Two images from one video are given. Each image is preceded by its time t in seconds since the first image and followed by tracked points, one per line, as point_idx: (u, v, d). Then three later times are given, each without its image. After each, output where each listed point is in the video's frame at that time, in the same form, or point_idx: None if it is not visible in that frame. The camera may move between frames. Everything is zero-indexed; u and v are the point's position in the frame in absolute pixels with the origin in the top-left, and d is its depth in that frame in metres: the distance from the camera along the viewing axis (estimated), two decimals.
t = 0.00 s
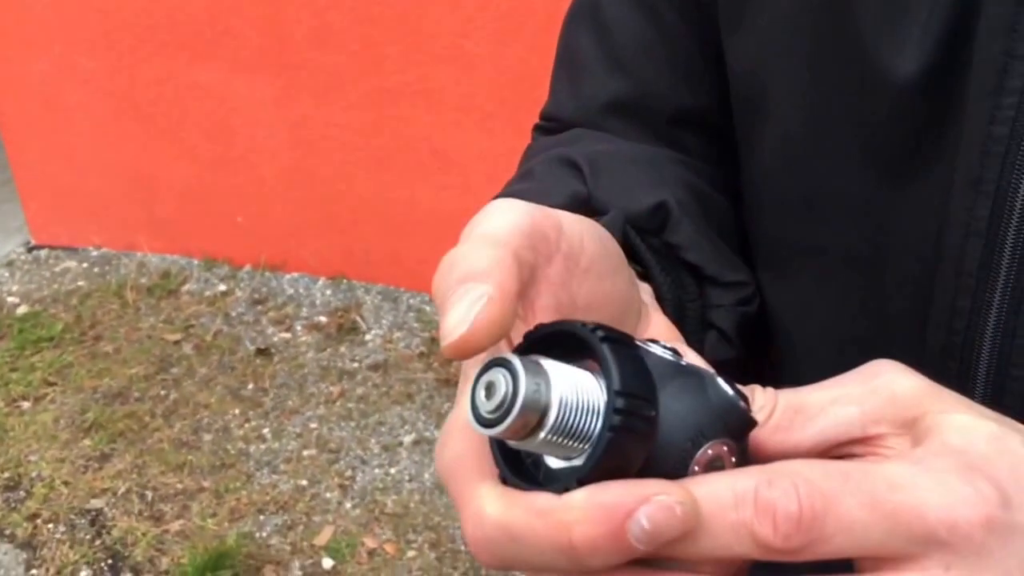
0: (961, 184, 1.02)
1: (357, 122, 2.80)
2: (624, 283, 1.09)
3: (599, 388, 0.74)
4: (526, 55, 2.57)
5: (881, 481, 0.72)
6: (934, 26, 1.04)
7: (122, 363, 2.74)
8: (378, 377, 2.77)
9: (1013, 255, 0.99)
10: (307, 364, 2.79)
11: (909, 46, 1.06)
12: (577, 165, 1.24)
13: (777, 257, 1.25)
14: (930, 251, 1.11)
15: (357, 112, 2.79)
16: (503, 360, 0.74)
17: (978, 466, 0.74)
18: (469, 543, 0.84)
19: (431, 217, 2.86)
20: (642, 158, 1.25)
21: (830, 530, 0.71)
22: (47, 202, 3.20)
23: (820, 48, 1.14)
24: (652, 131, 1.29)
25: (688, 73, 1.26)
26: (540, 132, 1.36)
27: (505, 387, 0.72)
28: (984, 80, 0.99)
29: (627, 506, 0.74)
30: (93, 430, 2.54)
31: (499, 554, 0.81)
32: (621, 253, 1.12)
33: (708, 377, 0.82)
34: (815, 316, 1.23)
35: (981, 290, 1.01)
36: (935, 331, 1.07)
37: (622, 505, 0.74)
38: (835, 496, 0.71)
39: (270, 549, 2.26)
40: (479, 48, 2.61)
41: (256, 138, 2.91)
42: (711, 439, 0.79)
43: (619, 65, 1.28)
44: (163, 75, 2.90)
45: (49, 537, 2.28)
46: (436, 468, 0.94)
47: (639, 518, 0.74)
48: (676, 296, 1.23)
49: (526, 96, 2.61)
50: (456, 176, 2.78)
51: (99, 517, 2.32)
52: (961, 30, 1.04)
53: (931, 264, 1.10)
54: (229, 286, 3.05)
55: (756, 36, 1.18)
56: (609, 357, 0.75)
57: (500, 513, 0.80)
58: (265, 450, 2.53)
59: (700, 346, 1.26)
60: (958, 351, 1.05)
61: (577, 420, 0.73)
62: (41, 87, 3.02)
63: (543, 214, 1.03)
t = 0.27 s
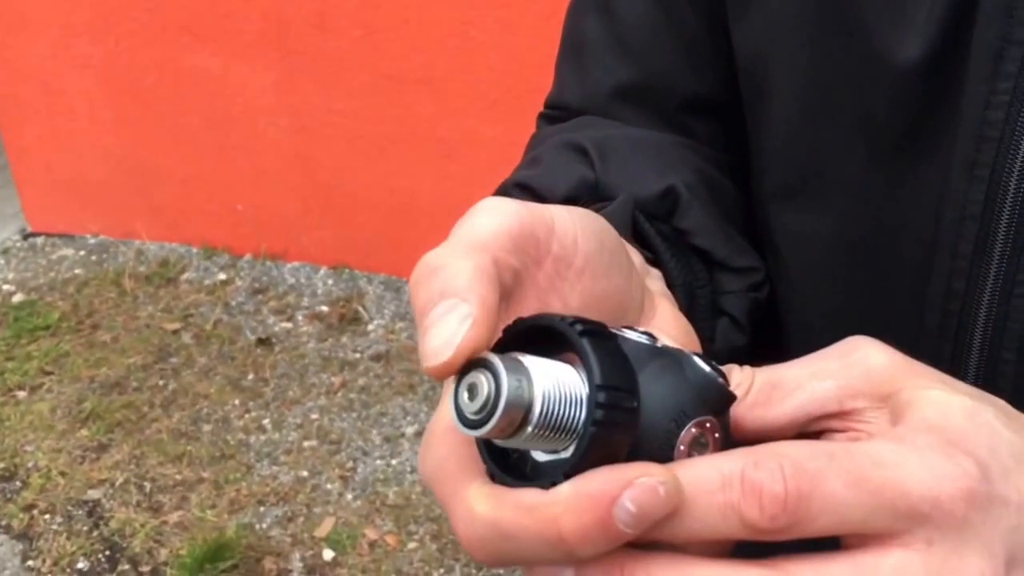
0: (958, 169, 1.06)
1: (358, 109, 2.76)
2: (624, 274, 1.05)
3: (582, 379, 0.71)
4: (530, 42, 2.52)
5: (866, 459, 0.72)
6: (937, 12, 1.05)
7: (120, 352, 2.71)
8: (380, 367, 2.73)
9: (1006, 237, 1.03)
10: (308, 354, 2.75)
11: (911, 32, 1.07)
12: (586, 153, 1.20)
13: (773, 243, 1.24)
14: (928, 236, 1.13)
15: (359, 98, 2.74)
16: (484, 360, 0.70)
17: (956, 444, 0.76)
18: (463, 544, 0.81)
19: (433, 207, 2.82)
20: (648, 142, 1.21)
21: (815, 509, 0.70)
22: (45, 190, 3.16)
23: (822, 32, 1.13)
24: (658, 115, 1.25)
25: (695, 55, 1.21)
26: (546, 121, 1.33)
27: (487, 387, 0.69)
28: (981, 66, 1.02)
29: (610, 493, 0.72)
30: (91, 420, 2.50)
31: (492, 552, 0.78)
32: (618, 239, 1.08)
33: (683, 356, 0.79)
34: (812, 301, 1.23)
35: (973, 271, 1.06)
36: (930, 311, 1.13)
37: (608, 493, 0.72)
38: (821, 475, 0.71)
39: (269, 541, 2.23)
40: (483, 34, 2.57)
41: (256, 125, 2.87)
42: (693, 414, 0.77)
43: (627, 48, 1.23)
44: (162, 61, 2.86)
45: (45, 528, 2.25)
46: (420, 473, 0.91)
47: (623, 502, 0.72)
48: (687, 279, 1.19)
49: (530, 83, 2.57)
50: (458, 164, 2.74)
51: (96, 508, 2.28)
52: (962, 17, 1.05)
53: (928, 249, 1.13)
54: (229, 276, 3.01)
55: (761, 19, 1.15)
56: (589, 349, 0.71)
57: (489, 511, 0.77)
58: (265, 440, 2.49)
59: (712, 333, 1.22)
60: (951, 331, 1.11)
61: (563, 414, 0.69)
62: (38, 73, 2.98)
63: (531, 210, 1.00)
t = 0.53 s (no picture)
0: (952, 159, 1.07)
1: (355, 102, 2.75)
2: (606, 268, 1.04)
3: (586, 370, 0.74)
4: (527, 33, 2.52)
5: (862, 437, 0.76)
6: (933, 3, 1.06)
7: (117, 347, 2.71)
8: (378, 361, 2.73)
9: (999, 225, 1.05)
10: (305, 348, 2.75)
11: (908, 24, 1.08)
12: (572, 145, 1.20)
13: (767, 233, 1.24)
14: (922, 226, 1.14)
15: (355, 91, 2.74)
16: (493, 350, 0.73)
17: (947, 420, 0.79)
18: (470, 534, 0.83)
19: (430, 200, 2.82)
20: (636, 134, 1.21)
21: (816, 486, 0.73)
22: (40, 185, 3.15)
23: (818, 24, 1.13)
24: (650, 105, 1.24)
25: (689, 45, 1.21)
26: (540, 109, 1.32)
27: (493, 375, 0.71)
28: (974, 57, 1.04)
29: (612, 478, 0.74)
30: (88, 415, 2.50)
31: (499, 540, 0.81)
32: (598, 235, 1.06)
33: (682, 348, 0.82)
34: (806, 291, 1.23)
35: (967, 259, 1.09)
36: (924, 299, 1.15)
37: (607, 478, 0.74)
38: (820, 451, 0.74)
39: (267, 534, 2.23)
40: (480, 26, 2.56)
41: (253, 118, 2.86)
42: (694, 403, 0.79)
43: (620, 39, 1.23)
44: (157, 54, 2.85)
45: (43, 524, 2.25)
46: (421, 470, 0.93)
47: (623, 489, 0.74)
48: (669, 271, 1.18)
49: (527, 75, 2.56)
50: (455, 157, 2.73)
51: (94, 503, 2.28)
52: (957, 8, 1.07)
53: (922, 238, 1.14)
54: (226, 270, 3.01)
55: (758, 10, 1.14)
56: (593, 341, 0.74)
57: (492, 502, 0.80)
58: (263, 434, 2.49)
59: (695, 322, 1.21)
60: (944, 319, 1.13)
61: (567, 403, 0.72)
62: (33, 67, 2.97)
63: (522, 215, 0.99)
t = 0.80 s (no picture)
0: (945, 153, 1.09)
1: (350, 98, 2.76)
2: (593, 258, 1.05)
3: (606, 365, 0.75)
4: (521, 28, 2.52)
5: (872, 431, 0.77)
6: None
7: (113, 344, 2.71)
8: (374, 357, 2.74)
9: (990, 218, 1.06)
10: (301, 344, 2.76)
11: (901, 20, 1.08)
12: (557, 136, 1.21)
13: (761, 225, 1.25)
14: (914, 216, 1.15)
15: (349, 87, 2.74)
16: (516, 345, 0.74)
17: (954, 413, 0.80)
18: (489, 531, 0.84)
19: (426, 196, 2.83)
20: (623, 126, 1.21)
21: (828, 479, 0.75)
22: (35, 184, 3.15)
23: (812, 19, 1.13)
24: (640, 98, 1.24)
25: (682, 40, 1.21)
26: (528, 99, 1.32)
27: (517, 369, 0.72)
28: (967, 53, 1.05)
29: (633, 477, 0.74)
30: (85, 412, 2.50)
31: (524, 535, 0.81)
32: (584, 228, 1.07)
33: (696, 345, 0.83)
34: (800, 282, 1.24)
35: (959, 253, 1.10)
36: (916, 291, 1.16)
37: (628, 477, 0.74)
38: (830, 445, 0.76)
39: (265, 530, 2.23)
40: (474, 21, 2.57)
41: (248, 115, 2.86)
42: (708, 399, 0.81)
43: (610, 34, 1.22)
44: (152, 51, 2.85)
45: (40, 521, 2.25)
46: (433, 466, 0.93)
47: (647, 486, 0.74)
48: (651, 262, 1.19)
49: (522, 70, 2.56)
50: (451, 153, 2.74)
51: (91, 501, 2.29)
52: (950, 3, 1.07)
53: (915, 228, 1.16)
54: (222, 267, 3.01)
55: (751, 7, 1.14)
56: (613, 335, 0.76)
57: (514, 498, 0.80)
58: (259, 431, 2.50)
59: (677, 313, 1.21)
60: (937, 312, 1.15)
61: (588, 397, 0.73)
62: (27, 65, 2.96)
63: (515, 208, 1.00)
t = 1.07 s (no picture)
0: (938, 151, 1.09)
1: (345, 97, 2.76)
2: (615, 251, 1.06)
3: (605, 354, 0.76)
4: (516, 27, 2.53)
5: (873, 424, 0.77)
6: None
7: (109, 343, 2.71)
8: (369, 354, 2.74)
9: (984, 214, 1.07)
10: (296, 342, 2.76)
11: (895, 17, 1.08)
12: (575, 134, 1.22)
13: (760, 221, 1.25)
14: (910, 214, 1.15)
15: (345, 86, 2.74)
16: (513, 334, 0.74)
17: (952, 407, 0.80)
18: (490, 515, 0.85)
19: (421, 194, 2.83)
20: (639, 122, 1.22)
21: (829, 470, 0.75)
22: (30, 183, 3.15)
23: (805, 18, 1.12)
24: (643, 98, 1.25)
25: (680, 39, 1.21)
26: (533, 102, 1.33)
27: (518, 359, 0.72)
28: (960, 50, 1.05)
29: (630, 470, 0.75)
30: (81, 411, 2.51)
31: (522, 518, 0.82)
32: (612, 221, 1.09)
33: (691, 324, 0.85)
34: (797, 276, 1.24)
35: (954, 249, 1.11)
36: (910, 289, 1.17)
37: (625, 471, 0.75)
38: (832, 437, 0.76)
39: (261, 527, 2.24)
40: (469, 20, 2.57)
41: (243, 114, 2.86)
42: (709, 378, 0.83)
43: (613, 35, 1.23)
44: (147, 51, 2.85)
45: (37, 519, 2.25)
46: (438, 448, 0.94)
47: (644, 483, 0.75)
48: (675, 256, 1.21)
49: (517, 68, 2.57)
50: (446, 151, 2.74)
51: (88, 498, 2.29)
52: None
53: (910, 225, 1.15)
54: (217, 266, 3.01)
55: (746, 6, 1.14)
56: (612, 324, 0.76)
57: (515, 482, 0.81)
58: (256, 429, 2.50)
59: (699, 305, 1.24)
60: (931, 310, 1.15)
61: (589, 386, 0.74)
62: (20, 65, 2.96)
63: (531, 201, 0.99)
